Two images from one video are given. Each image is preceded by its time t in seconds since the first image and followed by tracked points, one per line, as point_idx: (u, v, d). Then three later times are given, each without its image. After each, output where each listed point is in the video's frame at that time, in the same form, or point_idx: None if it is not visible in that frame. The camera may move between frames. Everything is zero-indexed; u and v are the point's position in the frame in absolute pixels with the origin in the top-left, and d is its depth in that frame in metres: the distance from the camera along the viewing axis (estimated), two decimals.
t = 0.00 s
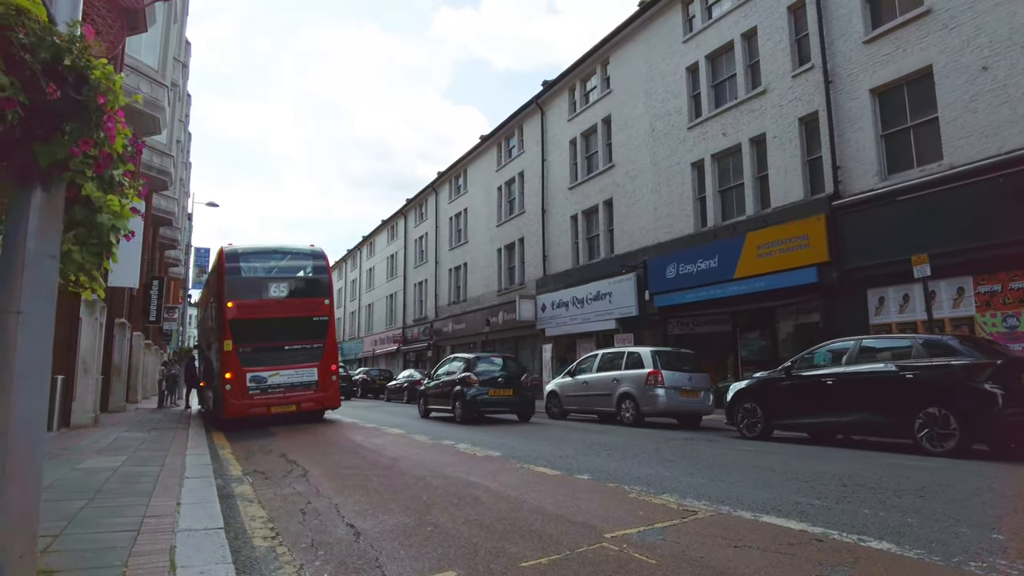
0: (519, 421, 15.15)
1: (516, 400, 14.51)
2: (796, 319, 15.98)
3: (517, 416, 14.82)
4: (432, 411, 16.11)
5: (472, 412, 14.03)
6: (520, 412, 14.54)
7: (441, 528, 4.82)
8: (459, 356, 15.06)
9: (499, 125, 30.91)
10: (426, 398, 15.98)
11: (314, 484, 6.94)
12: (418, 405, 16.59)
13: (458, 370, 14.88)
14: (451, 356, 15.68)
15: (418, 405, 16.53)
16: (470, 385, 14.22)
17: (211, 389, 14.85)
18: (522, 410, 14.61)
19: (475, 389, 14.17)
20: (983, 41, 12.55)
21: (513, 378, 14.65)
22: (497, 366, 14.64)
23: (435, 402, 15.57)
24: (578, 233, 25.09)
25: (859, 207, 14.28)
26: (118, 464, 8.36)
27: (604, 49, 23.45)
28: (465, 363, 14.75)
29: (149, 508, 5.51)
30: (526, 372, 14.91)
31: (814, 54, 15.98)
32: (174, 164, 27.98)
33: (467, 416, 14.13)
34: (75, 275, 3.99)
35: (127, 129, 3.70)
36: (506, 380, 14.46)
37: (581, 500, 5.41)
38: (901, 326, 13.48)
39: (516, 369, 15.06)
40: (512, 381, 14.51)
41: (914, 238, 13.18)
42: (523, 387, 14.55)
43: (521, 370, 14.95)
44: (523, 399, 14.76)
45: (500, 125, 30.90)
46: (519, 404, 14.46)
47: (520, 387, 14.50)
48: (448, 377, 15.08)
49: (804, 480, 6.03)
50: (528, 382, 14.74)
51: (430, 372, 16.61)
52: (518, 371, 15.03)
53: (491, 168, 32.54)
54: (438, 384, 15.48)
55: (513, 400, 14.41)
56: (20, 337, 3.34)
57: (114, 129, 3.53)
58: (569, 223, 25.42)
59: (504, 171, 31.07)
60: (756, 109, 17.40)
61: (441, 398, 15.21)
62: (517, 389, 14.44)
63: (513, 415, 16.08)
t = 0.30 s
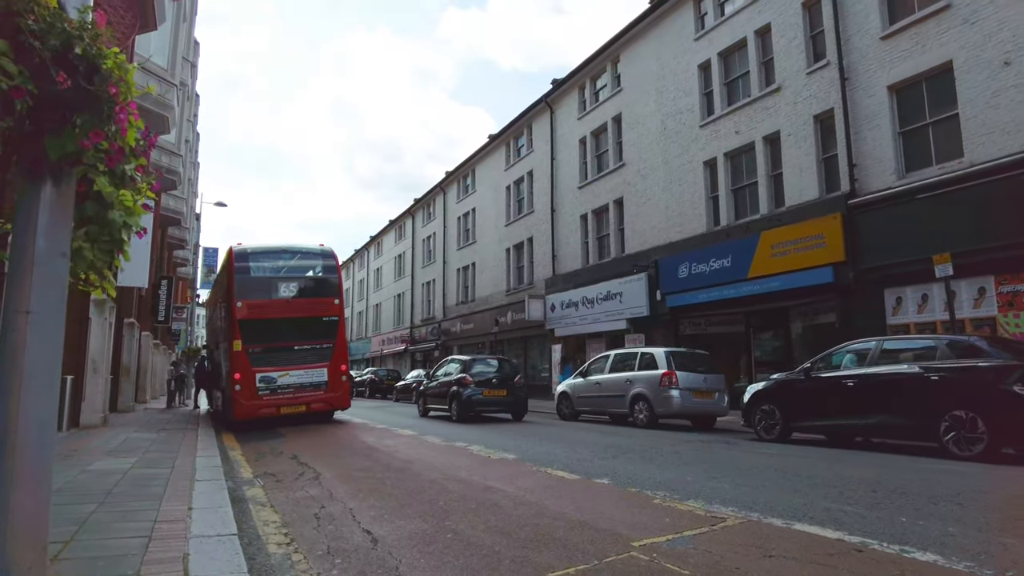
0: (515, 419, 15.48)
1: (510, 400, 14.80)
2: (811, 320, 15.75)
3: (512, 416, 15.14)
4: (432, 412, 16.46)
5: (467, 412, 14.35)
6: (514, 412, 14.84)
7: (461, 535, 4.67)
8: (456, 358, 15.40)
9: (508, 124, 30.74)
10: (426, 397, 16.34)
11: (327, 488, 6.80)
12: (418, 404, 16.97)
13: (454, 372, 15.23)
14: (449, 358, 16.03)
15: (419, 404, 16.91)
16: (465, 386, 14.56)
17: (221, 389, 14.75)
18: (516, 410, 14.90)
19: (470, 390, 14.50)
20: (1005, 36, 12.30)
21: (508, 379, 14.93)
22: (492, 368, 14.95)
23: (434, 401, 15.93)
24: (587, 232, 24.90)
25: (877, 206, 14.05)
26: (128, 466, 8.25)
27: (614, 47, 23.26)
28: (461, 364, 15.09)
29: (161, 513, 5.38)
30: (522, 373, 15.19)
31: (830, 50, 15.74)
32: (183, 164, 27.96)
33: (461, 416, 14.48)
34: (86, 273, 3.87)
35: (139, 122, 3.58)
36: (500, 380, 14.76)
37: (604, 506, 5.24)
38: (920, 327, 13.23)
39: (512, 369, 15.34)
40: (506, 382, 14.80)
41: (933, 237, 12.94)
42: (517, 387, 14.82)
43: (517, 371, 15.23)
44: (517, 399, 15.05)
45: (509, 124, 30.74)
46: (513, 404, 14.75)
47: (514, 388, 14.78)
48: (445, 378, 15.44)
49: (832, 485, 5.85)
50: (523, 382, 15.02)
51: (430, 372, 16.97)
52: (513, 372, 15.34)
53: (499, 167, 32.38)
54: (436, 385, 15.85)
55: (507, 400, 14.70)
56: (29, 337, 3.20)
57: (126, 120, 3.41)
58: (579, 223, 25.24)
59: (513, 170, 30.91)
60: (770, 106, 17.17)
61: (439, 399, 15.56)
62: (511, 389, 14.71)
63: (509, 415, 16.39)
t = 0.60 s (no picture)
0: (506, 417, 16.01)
1: (500, 399, 15.33)
2: (821, 319, 15.60)
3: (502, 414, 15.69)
4: (427, 409, 17.00)
5: (458, 411, 14.91)
6: (504, 411, 15.36)
7: (475, 538, 4.55)
8: (449, 359, 15.94)
9: (514, 123, 30.62)
10: (420, 397, 16.91)
11: (336, 489, 6.69)
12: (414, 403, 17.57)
13: (446, 372, 15.79)
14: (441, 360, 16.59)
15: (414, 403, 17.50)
16: (456, 386, 15.12)
17: (226, 389, 14.66)
18: (506, 409, 15.44)
19: (461, 390, 15.05)
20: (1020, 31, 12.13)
21: (498, 378, 15.43)
22: (483, 368, 15.48)
23: (427, 401, 16.51)
24: (594, 232, 24.76)
25: (889, 203, 13.88)
26: (134, 467, 8.15)
27: (621, 45, 23.09)
28: (454, 365, 15.63)
29: (167, 516, 5.27)
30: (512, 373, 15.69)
31: (840, 46, 15.57)
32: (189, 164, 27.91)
33: (453, 415, 15.05)
34: (89, 269, 3.75)
35: (146, 113, 3.48)
36: (490, 380, 15.28)
37: (621, 509, 5.12)
38: (933, 326, 13.07)
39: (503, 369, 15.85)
40: (496, 381, 15.31)
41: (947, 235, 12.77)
42: (507, 386, 15.34)
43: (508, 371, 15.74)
44: (506, 398, 15.58)
45: (515, 123, 30.61)
46: (502, 403, 15.28)
47: (504, 387, 15.29)
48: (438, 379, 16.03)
49: (852, 488, 5.72)
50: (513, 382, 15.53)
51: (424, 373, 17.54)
52: (504, 371, 15.84)
53: (505, 167, 32.26)
54: (430, 385, 16.43)
55: (497, 399, 15.23)
56: (29, 335, 3.08)
57: (131, 111, 3.30)
58: (585, 222, 25.10)
59: (518, 169, 30.77)
60: (779, 104, 17.00)
61: (432, 398, 16.13)
62: (501, 388, 15.23)
63: (501, 413, 16.90)
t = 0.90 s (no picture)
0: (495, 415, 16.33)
1: (489, 398, 15.59)
2: (830, 318, 15.41)
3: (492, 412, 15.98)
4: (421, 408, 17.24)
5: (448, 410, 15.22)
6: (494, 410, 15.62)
7: (485, 543, 4.39)
8: (441, 360, 16.21)
9: (518, 122, 30.46)
10: (413, 396, 17.23)
11: (340, 492, 6.54)
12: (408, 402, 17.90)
13: (437, 373, 16.08)
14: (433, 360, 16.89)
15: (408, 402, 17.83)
16: (446, 385, 15.40)
17: (229, 390, 14.52)
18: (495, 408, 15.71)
19: (451, 389, 15.33)
20: None
21: (488, 378, 15.67)
22: (473, 368, 15.74)
23: (420, 400, 16.81)
24: (599, 230, 24.59)
25: (900, 200, 13.68)
26: (135, 468, 8.01)
27: (626, 42, 22.92)
28: (445, 366, 15.91)
29: (168, 519, 5.12)
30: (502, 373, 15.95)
31: (849, 41, 15.37)
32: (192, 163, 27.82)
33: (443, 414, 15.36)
34: (83, 263, 3.59)
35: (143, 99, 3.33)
36: (480, 379, 15.54)
37: (635, 512, 4.95)
38: (945, 325, 12.87)
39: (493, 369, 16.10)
40: (486, 381, 15.56)
41: (960, 232, 12.56)
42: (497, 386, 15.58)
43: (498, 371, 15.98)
44: (496, 397, 15.87)
45: (519, 122, 30.46)
46: (491, 402, 15.56)
47: (494, 387, 15.54)
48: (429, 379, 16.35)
49: (872, 491, 5.56)
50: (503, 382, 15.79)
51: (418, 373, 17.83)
52: (494, 371, 16.08)
53: (509, 166, 32.10)
54: (422, 385, 16.75)
55: (486, 398, 15.49)
56: (20, 332, 2.93)
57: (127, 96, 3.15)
58: (590, 221, 24.93)
59: (522, 168, 30.59)
60: (787, 100, 16.82)
61: (424, 398, 16.43)
62: (491, 388, 15.48)
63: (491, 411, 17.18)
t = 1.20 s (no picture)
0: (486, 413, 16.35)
1: (479, 397, 15.58)
2: (838, 317, 15.23)
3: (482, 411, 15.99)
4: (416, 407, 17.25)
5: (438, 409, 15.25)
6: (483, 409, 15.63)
7: (494, 549, 4.25)
8: (433, 360, 16.22)
9: (522, 121, 30.32)
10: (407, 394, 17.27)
11: (344, 495, 6.40)
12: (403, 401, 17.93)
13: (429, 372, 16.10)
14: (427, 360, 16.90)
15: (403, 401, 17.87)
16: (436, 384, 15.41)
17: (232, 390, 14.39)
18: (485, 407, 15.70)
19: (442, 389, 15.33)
20: None
21: (477, 378, 15.65)
22: (464, 368, 15.70)
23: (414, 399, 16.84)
24: (604, 229, 24.42)
25: (910, 197, 13.50)
26: (136, 471, 7.87)
27: (631, 39, 22.75)
28: (437, 365, 15.92)
29: (169, 524, 4.99)
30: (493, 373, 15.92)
31: (858, 36, 15.18)
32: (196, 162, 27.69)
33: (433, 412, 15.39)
34: (76, 260, 3.44)
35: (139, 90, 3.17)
36: (469, 378, 15.52)
37: (649, 517, 4.81)
38: (957, 323, 12.69)
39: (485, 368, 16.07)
40: (476, 380, 15.54)
41: (972, 228, 12.36)
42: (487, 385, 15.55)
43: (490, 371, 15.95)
44: (486, 396, 15.91)
45: (523, 121, 30.31)
46: (480, 402, 15.55)
47: (483, 386, 15.51)
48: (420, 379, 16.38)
49: (889, 494, 5.41)
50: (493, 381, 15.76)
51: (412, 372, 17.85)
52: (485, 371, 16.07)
53: (513, 164, 31.94)
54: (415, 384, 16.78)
55: (475, 397, 15.48)
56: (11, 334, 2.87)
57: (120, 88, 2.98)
58: (595, 220, 24.76)
59: (527, 167, 30.43)
60: (795, 97, 16.64)
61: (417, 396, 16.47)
62: (480, 388, 15.47)
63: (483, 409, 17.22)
